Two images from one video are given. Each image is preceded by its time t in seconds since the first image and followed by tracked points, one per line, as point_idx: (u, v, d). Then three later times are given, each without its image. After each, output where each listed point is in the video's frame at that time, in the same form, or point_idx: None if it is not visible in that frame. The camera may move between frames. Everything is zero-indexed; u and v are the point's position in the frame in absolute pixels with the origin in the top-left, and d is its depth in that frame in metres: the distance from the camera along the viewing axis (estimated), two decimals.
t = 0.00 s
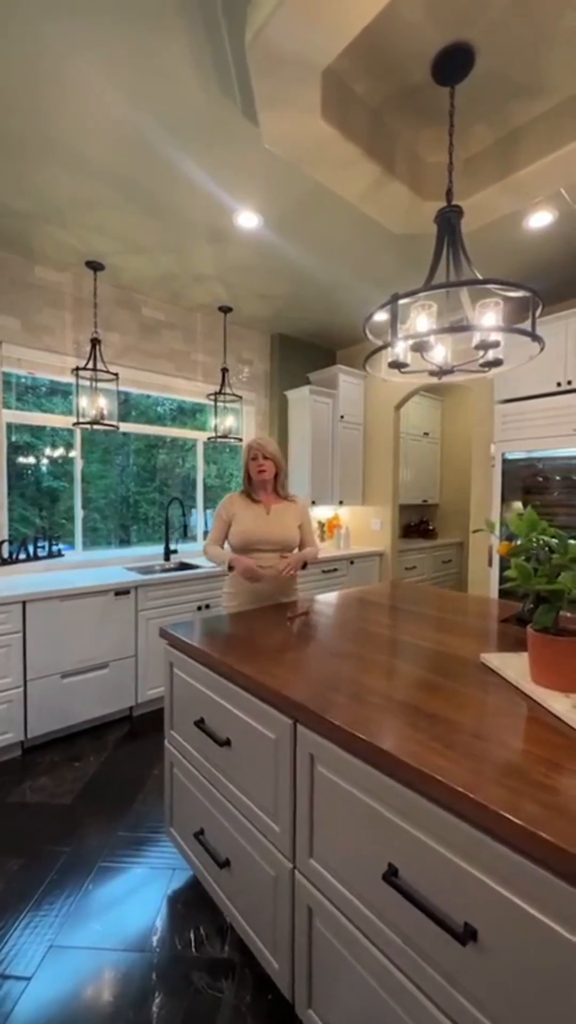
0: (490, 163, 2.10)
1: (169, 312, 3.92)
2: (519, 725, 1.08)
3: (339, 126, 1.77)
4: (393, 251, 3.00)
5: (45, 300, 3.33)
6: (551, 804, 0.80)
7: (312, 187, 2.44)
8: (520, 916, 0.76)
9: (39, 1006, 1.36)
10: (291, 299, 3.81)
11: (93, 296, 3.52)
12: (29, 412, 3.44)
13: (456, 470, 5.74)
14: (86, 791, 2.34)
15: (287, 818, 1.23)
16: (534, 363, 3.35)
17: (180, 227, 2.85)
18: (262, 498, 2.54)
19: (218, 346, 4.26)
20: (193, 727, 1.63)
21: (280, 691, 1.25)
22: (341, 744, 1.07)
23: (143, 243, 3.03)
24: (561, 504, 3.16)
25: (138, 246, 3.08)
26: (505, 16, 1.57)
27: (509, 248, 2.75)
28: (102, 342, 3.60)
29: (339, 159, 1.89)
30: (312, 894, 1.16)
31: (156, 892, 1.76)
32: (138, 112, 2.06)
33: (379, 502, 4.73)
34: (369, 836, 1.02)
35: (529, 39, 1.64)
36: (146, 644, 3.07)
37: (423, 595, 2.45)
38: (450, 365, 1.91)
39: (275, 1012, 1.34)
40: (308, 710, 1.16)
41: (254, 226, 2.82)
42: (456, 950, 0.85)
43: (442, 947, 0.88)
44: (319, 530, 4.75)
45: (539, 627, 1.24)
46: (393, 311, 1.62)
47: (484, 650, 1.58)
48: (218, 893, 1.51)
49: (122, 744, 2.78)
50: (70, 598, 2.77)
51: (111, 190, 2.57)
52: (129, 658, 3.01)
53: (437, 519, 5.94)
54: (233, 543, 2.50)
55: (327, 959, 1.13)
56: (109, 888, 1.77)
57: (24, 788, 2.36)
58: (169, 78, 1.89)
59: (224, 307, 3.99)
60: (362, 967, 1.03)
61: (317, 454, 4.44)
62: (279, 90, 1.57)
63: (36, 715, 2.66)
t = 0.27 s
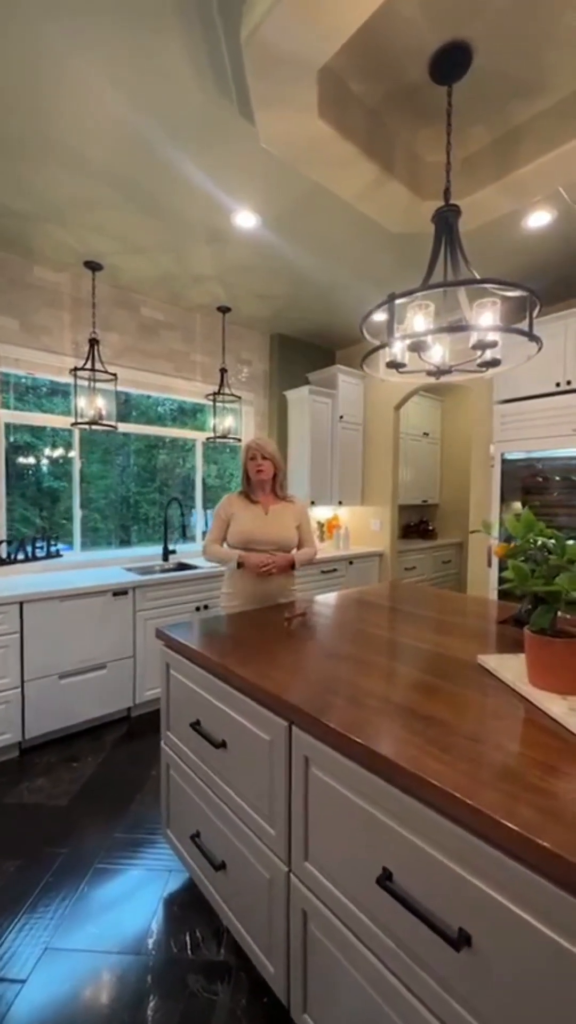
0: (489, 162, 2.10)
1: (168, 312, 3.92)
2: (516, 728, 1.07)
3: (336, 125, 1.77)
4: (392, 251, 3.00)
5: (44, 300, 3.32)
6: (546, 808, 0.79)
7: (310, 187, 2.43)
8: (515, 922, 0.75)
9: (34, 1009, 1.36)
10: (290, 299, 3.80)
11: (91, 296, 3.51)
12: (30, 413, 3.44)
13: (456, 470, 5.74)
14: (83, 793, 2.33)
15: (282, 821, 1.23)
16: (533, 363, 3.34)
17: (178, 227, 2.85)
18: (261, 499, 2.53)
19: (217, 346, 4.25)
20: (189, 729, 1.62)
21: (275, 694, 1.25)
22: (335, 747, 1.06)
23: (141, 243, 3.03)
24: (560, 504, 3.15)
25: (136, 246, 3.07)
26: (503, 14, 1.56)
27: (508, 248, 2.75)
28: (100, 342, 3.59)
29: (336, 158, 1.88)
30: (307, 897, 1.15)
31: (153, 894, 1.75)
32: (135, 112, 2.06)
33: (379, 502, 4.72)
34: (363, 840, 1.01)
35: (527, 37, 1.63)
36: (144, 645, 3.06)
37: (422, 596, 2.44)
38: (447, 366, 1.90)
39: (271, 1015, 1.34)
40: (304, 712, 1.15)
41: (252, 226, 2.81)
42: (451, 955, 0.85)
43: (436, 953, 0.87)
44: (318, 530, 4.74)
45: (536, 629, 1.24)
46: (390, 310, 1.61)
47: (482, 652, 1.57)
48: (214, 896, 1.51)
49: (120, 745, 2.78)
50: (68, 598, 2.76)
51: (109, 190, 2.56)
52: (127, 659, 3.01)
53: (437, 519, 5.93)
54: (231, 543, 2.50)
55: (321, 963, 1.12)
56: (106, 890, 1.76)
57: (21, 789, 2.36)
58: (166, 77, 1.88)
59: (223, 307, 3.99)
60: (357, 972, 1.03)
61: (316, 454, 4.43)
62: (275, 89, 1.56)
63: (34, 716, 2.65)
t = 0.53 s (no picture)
0: (486, 161, 2.09)
1: (166, 313, 3.91)
2: (510, 730, 1.06)
3: (331, 124, 1.76)
4: (390, 251, 2.99)
5: (42, 300, 3.32)
6: (538, 814, 0.78)
7: (308, 187, 2.43)
8: (506, 927, 0.75)
9: (27, 1012, 1.35)
10: (288, 299, 3.80)
11: (89, 297, 3.51)
12: (31, 413, 3.44)
13: (456, 470, 5.72)
14: (80, 794, 2.32)
15: (275, 823, 1.22)
16: (533, 363, 3.33)
17: (175, 227, 2.84)
18: (258, 499, 2.52)
19: (216, 346, 4.25)
20: (184, 731, 1.62)
21: (269, 695, 1.24)
22: (328, 749, 1.06)
23: (139, 243, 3.02)
24: (560, 504, 3.13)
25: (134, 247, 3.07)
26: (499, 11, 1.55)
27: (507, 247, 2.74)
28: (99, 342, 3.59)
29: (332, 157, 1.87)
30: (300, 900, 1.15)
31: (148, 896, 1.74)
32: (131, 111, 2.05)
33: (378, 502, 4.71)
34: (355, 843, 1.01)
35: (524, 34, 1.62)
36: (142, 645, 3.06)
37: (420, 597, 2.43)
38: (444, 365, 1.89)
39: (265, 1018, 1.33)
40: (297, 714, 1.15)
41: (249, 226, 2.81)
42: (442, 960, 0.84)
43: (428, 957, 0.87)
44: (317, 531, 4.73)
45: (531, 630, 1.23)
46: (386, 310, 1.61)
47: (478, 653, 1.57)
48: (208, 897, 1.50)
49: (117, 746, 2.77)
50: (65, 599, 2.75)
51: (106, 190, 2.55)
52: (125, 659, 3.00)
53: (437, 519, 5.91)
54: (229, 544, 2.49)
55: (314, 966, 1.12)
56: (101, 891, 1.76)
57: (17, 790, 2.35)
58: (161, 76, 1.88)
59: (221, 307, 3.98)
60: (350, 976, 1.02)
61: (315, 454, 4.42)
62: (270, 87, 1.55)
63: (31, 716, 2.65)
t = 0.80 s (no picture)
0: (483, 159, 2.08)
1: (165, 313, 3.91)
2: (504, 732, 1.06)
3: (327, 122, 1.75)
4: (388, 251, 2.98)
5: (40, 301, 3.32)
6: (530, 817, 0.78)
7: (304, 185, 2.42)
8: (498, 931, 0.74)
9: (21, 1014, 1.35)
10: (287, 298, 3.79)
11: (87, 297, 3.51)
12: (33, 414, 3.46)
13: (456, 470, 5.71)
14: (77, 795, 2.32)
15: (270, 825, 1.22)
16: (532, 362, 3.31)
17: (173, 227, 2.83)
18: (256, 500, 2.52)
19: (215, 346, 4.24)
20: (179, 732, 1.61)
21: (264, 696, 1.23)
22: (322, 751, 1.05)
23: (137, 243, 3.02)
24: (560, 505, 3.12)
25: (132, 247, 3.07)
26: (495, 8, 1.54)
27: (505, 246, 2.73)
28: (97, 342, 3.58)
29: (328, 155, 1.87)
30: (294, 903, 1.14)
31: (145, 897, 1.74)
32: (126, 111, 2.04)
33: (377, 502, 4.69)
34: (348, 846, 1.00)
35: (521, 31, 1.61)
36: (140, 646, 3.05)
37: (418, 597, 2.42)
38: (440, 365, 1.88)
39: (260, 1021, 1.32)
40: (290, 715, 1.14)
41: (247, 225, 2.80)
42: (434, 965, 0.83)
43: (420, 961, 0.86)
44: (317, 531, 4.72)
45: (526, 631, 1.23)
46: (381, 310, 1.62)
47: (475, 654, 1.56)
48: (204, 900, 1.50)
49: (115, 746, 2.77)
50: (63, 599, 2.75)
51: (103, 190, 2.55)
52: (123, 660, 3.00)
53: (437, 519, 5.90)
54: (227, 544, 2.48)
55: (308, 969, 1.11)
56: (98, 893, 1.76)
57: (15, 791, 2.35)
58: (156, 75, 1.87)
59: (220, 307, 3.98)
60: (343, 980, 1.01)
61: (314, 454, 4.41)
62: (264, 85, 1.55)
63: (29, 717, 2.65)
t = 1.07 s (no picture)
0: (480, 155, 2.06)
1: (162, 311, 3.89)
2: (497, 733, 1.05)
3: (321, 118, 1.74)
4: (385, 248, 2.96)
5: (36, 299, 3.30)
6: (521, 821, 0.77)
7: (301, 182, 2.40)
8: (487, 936, 0.73)
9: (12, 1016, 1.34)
10: (284, 297, 3.77)
11: (83, 295, 3.49)
12: (34, 413, 3.47)
13: (454, 469, 5.69)
14: (73, 795, 2.31)
15: (261, 827, 1.21)
16: (530, 360, 3.30)
17: (168, 224, 2.82)
18: (252, 499, 2.50)
19: (212, 345, 4.23)
20: (172, 733, 1.60)
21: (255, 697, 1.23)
22: (312, 753, 1.04)
23: (132, 241, 3.00)
24: (558, 504, 3.11)
25: (127, 245, 3.05)
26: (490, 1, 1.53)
27: (503, 243, 2.71)
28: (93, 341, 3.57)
29: (322, 151, 1.85)
30: (285, 906, 1.13)
31: (139, 898, 1.73)
32: (119, 108, 2.02)
33: (375, 502, 4.68)
34: (339, 849, 0.99)
35: (517, 25, 1.60)
36: (137, 645, 3.05)
37: (414, 597, 2.42)
38: (436, 363, 1.86)
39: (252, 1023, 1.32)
40: (282, 717, 1.13)
41: (243, 223, 2.78)
42: (423, 969, 0.82)
43: (409, 966, 0.85)
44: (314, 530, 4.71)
45: (520, 631, 1.22)
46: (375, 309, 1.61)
47: (470, 654, 1.55)
48: (197, 901, 1.49)
49: (111, 746, 2.76)
50: (59, 599, 2.74)
51: (97, 187, 2.53)
52: (120, 660, 2.99)
53: (436, 518, 5.88)
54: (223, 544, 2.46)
55: (299, 972, 1.10)
56: (92, 893, 1.75)
57: (10, 791, 2.34)
58: (149, 71, 1.85)
59: (217, 305, 3.96)
60: (334, 983, 1.00)
61: (312, 453, 4.40)
62: (257, 80, 1.53)
63: (24, 717, 2.64)
